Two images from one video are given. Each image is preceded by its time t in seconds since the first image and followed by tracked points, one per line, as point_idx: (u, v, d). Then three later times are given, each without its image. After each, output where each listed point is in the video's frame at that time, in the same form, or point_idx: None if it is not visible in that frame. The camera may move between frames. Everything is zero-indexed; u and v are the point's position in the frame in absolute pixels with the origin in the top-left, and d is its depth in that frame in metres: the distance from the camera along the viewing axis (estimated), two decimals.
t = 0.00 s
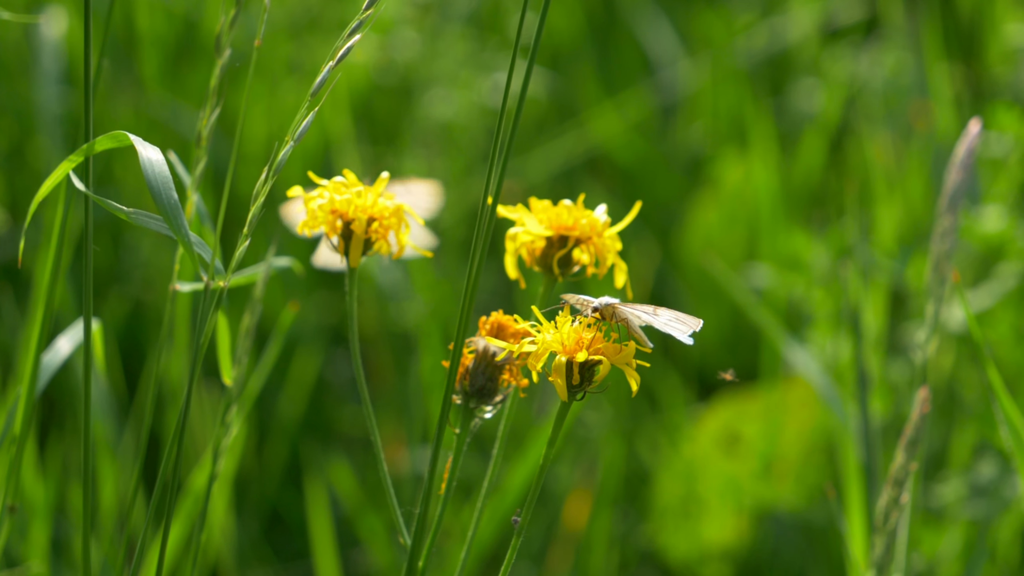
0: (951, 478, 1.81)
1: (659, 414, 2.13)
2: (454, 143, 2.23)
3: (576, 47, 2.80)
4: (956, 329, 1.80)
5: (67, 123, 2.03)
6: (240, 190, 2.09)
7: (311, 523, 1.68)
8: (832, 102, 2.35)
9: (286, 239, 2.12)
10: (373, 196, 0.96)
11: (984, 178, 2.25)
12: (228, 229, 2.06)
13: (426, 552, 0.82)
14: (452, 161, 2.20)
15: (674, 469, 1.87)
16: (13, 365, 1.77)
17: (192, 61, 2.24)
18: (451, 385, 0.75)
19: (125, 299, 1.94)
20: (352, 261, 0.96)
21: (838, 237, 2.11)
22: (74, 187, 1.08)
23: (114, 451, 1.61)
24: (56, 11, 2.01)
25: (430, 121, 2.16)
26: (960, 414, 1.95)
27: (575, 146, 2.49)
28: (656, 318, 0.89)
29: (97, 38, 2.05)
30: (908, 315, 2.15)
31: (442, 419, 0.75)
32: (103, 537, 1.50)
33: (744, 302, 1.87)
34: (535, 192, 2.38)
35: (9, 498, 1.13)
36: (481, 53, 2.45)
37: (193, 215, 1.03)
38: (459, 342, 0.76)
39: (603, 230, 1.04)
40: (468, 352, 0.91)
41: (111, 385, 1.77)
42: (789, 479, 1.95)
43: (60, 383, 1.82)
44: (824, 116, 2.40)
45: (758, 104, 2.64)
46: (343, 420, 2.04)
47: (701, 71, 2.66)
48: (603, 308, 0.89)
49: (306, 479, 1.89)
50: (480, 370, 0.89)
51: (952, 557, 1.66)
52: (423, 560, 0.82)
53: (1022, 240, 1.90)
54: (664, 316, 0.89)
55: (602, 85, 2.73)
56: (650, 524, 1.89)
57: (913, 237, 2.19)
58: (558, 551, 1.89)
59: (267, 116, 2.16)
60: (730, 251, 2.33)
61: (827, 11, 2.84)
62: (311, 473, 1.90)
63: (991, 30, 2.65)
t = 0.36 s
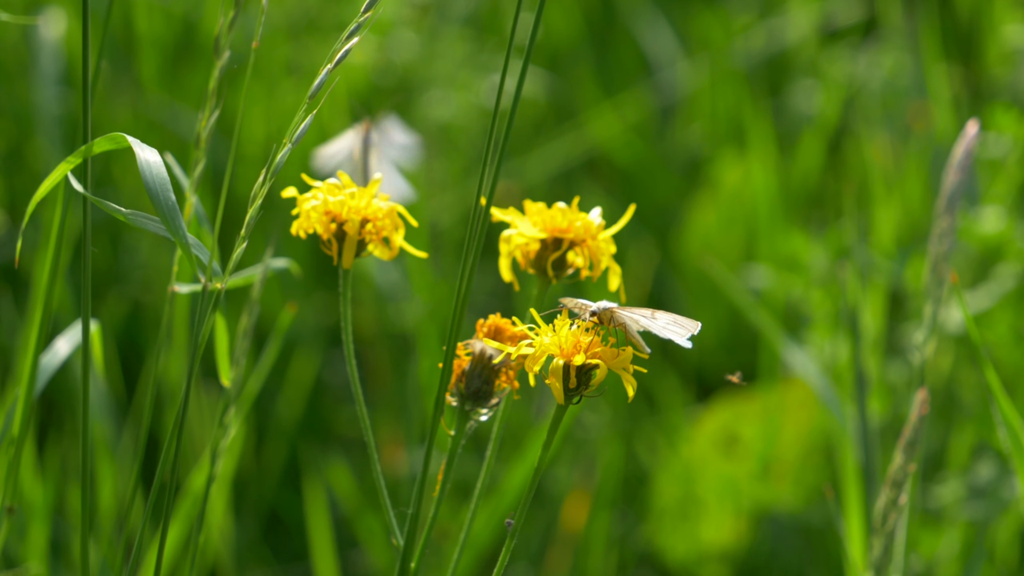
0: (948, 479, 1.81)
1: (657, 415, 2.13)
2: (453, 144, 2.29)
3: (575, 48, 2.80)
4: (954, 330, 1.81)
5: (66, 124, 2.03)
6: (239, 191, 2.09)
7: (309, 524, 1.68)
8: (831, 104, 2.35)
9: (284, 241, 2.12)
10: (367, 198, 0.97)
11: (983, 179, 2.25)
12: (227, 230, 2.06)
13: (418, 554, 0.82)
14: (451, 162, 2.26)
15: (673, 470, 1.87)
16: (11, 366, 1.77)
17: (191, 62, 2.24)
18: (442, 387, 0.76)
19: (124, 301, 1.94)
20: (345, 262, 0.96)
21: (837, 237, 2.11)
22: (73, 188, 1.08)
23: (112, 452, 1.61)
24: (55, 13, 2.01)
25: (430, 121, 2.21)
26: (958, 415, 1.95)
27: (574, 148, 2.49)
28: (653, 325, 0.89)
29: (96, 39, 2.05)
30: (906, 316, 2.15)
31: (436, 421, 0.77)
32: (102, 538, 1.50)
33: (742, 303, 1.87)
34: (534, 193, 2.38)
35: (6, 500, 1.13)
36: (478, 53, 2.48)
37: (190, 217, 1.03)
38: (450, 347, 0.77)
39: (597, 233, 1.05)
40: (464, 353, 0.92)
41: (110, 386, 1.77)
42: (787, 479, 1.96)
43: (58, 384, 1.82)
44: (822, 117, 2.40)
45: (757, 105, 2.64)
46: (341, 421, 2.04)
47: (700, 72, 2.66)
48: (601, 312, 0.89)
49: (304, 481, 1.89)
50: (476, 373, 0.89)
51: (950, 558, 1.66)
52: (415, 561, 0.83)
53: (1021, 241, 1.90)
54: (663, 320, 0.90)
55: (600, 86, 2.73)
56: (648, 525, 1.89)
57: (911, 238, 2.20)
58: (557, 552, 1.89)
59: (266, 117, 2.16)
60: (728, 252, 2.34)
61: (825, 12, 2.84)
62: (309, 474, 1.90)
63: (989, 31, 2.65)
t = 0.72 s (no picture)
0: (947, 481, 1.81)
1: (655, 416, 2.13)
2: (452, 145, 2.30)
3: (574, 49, 2.80)
4: (953, 332, 1.81)
5: (65, 126, 2.03)
6: (238, 193, 2.09)
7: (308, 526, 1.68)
8: (829, 105, 2.36)
9: (283, 243, 2.13)
10: (359, 199, 0.96)
11: (981, 181, 2.25)
12: (226, 232, 2.06)
13: (406, 554, 0.83)
14: (448, 165, 2.26)
15: (671, 472, 1.87)
16: (10, 368, 1.77)
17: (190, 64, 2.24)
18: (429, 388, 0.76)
19: (123, 302, 1.94)
20: (336, 262, 0.96)
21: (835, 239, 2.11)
22: (71, 190, 1.08)
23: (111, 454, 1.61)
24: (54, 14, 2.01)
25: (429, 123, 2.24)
26: (956, 416, 1.95)
27: (573, 150, 2.49)
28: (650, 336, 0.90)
29: (95, 40, 2.05)
30: (904, 317, 2.15)
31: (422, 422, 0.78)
32: (101, 539, 1.50)
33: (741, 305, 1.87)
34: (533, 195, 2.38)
35: (5, 502, 1.13)
36: (476, 55, 2.50)
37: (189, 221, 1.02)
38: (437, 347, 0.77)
39: (591, 235, 1.05)
40: (448, 353, 0.92)
41: (109, 388, 1.77)
42: (785, 481, 1.96)
43: (57, 386, 1.82)
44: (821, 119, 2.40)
45: (755, 106, 2.64)
46: (340, 423, 2.04)
47: (699, 74, 2.67)
48: (598, 318, 0.89)
49: (303, 483, 1.89)
50: (460, 372, 0.89)
51: (948, 560, 1.66)
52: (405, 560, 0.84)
53: (1019, 242, 1.90)
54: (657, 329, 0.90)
55: (599, 88, 2.74)
56: (647, 526, 1.88)
57: (910, 240, 2.20)
58: (556, 553, 1.89)
59: (265, 119, 2.16)
60: (727, 254, 2.34)
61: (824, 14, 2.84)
62: (308, 475, 1.90)
63: (987, 33, 2.65)
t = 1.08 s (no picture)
0: (946, 482, 1.81)
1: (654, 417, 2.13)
2: (450, 146, 2.31)
3: (573, 50, 2.80)
4: (951, 333, 1.81)
5: (65, 127, 2.03)
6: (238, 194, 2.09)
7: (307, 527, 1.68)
8: (828, 106, 2.36)
9: (282, 244, 2.13)
10: (345, 200, 0.96)
11: (980, 182, 2.25)
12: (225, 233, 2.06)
13: (400, 555, 0.82)
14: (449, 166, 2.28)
15: (671, 472, 1.87)
16: (9, 369, 1.77)
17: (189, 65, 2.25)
18: (424, 386, 0.76)
19: (122, 303, 1.94)
20: (325, 265, 0.96)
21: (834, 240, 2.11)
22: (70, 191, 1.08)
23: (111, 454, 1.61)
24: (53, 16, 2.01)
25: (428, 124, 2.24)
26: (956, 417, 1.95)
27: (571, 151, 2.49)
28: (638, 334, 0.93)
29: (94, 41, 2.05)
30: (903, 318, 2.15)
31: (415, 422, 0.78)
32: (99, 540, 1.50)
33: (739, 306, 1.87)
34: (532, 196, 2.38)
35: (2, 503, 1.13)
36: (475, 57, 2.50)
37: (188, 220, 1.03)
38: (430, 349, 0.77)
39: (580, 234, 1.05)
40: (441, 354, 0.90)
41: (108, 389, 1.77)
42: (784, 482, 1.96)
43: (56, 386, 1.82)
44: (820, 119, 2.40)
45: (755, 108, 2.64)
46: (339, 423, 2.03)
47: (698, 75, 2.67)
48: (584, 317, 0.91)
49: (302, 483, 1.89)
50: (454, 374, 0.87)
51: (947, 561, 1.66)
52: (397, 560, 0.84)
53: (1018, 243, 1.90)
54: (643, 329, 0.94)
55: (598, 89, 2.74)
56: (647, 527, 1.88)
57: (909, 241, 2.20)
58: (555, 554, 1.89)
59: (264, 119, 2.16)
60: (726, 255, 2.34)
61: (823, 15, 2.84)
62: (307, 476, 1.90)
63: (986, 34, 2.66)
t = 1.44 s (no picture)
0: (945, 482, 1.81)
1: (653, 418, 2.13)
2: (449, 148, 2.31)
3: (571, 51, 2.80)
4: (950, 334, 1.81)
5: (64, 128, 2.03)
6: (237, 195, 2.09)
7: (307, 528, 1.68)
8: (828, 107, 2.36)
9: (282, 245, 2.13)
10: (327, 204, 0.97)
11: (979, 183, 2.25)
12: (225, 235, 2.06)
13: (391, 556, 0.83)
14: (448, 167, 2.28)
15: (670, 473, 1.87)
16: (9, 369, 1.77)
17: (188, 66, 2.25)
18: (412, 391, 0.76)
19: (121, 304, 1.94)
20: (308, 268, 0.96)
21: (833, 241, 2.11)
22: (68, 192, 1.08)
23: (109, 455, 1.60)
24: (53, 17, 2.02)
25: (427, 125, 2.23)
26: (955, 418, 1.94)
27: (570, 152, 2.49)
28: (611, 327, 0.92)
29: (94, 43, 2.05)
30: (902, 319, 2.15)
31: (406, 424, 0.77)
32: (98, 542, 1.49)
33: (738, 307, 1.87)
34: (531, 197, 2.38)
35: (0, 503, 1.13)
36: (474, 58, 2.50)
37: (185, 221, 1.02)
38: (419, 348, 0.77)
39: (562, 231, 1.04)
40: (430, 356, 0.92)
41: (107, 390, 1.77)
42: (784, 483, 1.96)
43: (55, 387, 1.82)
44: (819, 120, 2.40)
45: (753, 109, 2.64)
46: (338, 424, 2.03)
47: (697, 76, 2.67)
48: (559, 311, 0.91)
49: (301, 484, 1.89)
50: (442, 375, 0.89)
51: (947, 561, 1.66)
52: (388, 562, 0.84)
53: (1017, 244, 1.90)
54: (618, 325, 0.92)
55: (597, 90, 2.74)
56: (646, 528, 1.88)
57: (908, 242, 2.20)
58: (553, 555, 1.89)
59: (263, 120, 2.15)
60: (725, 256, 2.34)
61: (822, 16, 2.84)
62: (306, 477, 1.90)
63: (985, 35, 2.66)
